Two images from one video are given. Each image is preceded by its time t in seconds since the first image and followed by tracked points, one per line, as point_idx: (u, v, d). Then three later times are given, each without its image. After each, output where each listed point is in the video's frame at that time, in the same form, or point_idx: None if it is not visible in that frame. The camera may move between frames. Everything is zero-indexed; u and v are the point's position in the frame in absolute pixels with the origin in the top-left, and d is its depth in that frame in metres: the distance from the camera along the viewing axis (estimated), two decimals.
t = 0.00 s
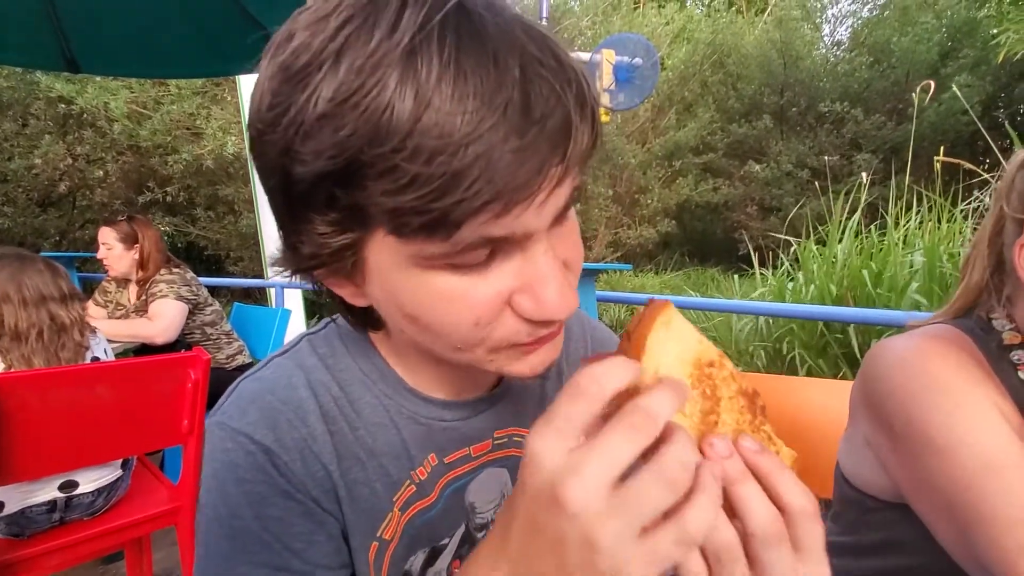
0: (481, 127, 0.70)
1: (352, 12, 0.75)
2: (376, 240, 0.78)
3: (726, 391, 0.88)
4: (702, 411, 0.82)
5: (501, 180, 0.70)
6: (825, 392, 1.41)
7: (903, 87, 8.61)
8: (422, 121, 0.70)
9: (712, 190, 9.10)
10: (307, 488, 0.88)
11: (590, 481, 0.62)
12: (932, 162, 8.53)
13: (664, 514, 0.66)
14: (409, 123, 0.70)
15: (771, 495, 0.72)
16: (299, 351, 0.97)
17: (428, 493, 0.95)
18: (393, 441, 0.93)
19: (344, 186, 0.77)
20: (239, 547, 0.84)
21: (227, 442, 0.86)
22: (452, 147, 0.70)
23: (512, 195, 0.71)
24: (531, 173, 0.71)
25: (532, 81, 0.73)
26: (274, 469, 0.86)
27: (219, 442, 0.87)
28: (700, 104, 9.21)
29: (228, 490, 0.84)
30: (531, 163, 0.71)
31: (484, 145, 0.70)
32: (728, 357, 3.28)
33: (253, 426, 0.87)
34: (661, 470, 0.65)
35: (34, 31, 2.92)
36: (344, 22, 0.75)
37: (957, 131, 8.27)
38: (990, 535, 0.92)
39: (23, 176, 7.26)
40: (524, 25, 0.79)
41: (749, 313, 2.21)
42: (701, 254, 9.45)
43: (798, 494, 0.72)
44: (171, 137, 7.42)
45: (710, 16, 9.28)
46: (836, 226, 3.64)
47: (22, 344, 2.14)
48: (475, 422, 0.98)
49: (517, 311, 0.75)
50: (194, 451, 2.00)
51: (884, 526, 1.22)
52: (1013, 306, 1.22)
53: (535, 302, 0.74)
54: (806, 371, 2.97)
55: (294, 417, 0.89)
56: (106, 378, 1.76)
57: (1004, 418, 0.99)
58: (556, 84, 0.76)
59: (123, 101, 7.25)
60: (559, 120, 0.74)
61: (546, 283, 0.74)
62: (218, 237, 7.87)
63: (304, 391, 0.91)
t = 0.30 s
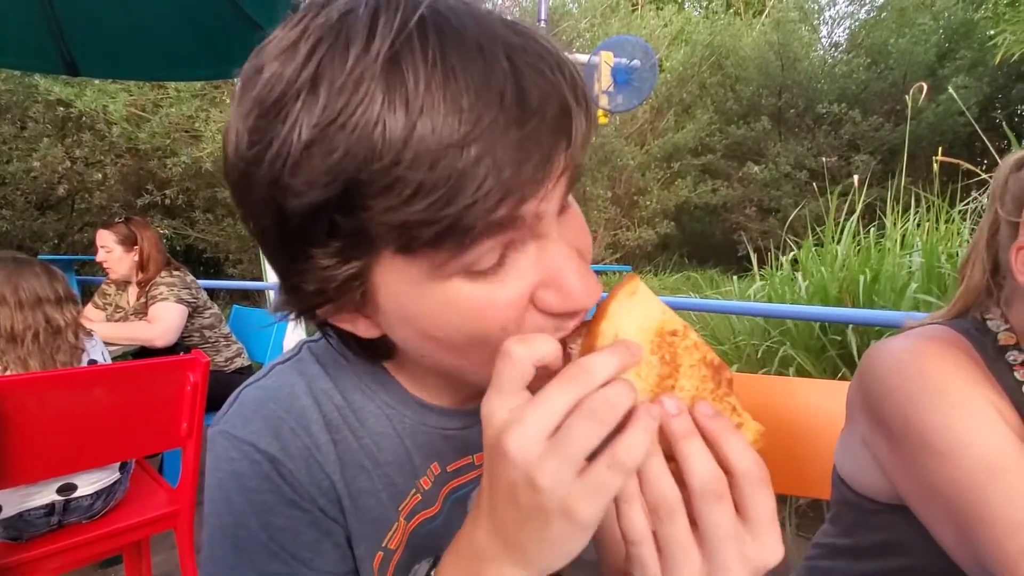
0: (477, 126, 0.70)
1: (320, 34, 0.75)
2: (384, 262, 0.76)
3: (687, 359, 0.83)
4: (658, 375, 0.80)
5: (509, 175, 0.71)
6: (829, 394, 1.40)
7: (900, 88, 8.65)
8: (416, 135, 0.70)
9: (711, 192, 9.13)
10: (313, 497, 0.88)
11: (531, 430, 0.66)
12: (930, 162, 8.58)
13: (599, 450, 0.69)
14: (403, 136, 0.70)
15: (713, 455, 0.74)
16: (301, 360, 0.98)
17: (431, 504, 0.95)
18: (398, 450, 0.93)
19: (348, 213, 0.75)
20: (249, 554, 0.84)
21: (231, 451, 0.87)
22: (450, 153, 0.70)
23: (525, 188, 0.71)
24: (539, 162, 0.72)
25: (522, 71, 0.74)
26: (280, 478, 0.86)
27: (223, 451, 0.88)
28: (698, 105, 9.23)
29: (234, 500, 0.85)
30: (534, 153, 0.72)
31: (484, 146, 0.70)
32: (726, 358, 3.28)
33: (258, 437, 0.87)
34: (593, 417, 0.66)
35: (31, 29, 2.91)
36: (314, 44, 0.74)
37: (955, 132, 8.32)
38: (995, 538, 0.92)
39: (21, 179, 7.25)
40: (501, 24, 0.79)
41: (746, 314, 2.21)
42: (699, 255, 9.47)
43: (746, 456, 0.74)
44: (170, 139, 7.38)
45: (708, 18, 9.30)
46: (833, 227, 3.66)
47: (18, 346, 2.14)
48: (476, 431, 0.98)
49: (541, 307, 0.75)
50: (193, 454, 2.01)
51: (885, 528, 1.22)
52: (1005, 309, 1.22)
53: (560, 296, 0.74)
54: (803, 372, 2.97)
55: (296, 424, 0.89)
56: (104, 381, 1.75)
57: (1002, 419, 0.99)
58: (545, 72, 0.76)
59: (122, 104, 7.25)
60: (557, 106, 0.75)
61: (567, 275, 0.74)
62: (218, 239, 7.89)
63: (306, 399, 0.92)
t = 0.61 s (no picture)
0: (503, 177, 0.68)
1: (321, 68, 0.69)
2: (397, 304, 0.75)
3: (688, 359, 0.86)
4: (655, 375, 0.83)
5: (536, 225, 0.70)
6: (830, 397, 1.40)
7: (899, 89, 8.66)
8: (436, 185, 0.67)
9: (710, 192, 9.16)
10: (316, 512, 0.88)
11: (520, 437, 0.69)
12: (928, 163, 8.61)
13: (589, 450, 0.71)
14: (423, 188, 0.67)
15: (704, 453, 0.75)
16: (300, 371, 0.97)
17: (435, 513, 0.95)
18: (399, 462, 0.92)
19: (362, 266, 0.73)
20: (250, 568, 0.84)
21: (231, 463, 0.87)
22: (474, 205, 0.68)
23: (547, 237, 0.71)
24: (560, 209, 0.72)
25: (541, 111, 0.71)
26: (281, 491, 0.86)
27: (223, 464, 0.88)
28: (697, 106, 9.25)
29: (238, 518, 0.85)
30: (560, 208, 0.72)
31: (509, 199, 0.69)
32: (725, 357, 3.29)
33: (260, 452, 0.87)
34: (578, 415, 0.69)
35: (30, 28, 2.89)
36: (314, 83, 0.69)
37: (954, 132, 8.34)
38: (994, 541, 0.92)
39: (21, 180, 7.25)
40: (511, 51, 0.74)
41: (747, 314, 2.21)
42: (699, 256, 9.48)
43: (740, 457, 0.74)
44: (169, 140, 7.33)
45: (707, 19, 9.32)
46: (830, 227, 3.68)
47: (16, 347, 2.13)
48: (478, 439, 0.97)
49: (556, 332, 0.75)
50: (193, 456, 2.01)
51: (885, 531, 1.22)
52: (1003, 309, 1.23)
53: (576, 321, 0.75)
54: (802, 372, 2.97)
55: (297, 437, 0.89)
56: (103, 382, 1.75)
57: (996, 417, 1.00)
58: (562, 106, 0.73)
59: (122, 104, 7.25)
60: (579, 145, 0.74)
61: (586, 305, 0.75)
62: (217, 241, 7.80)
63: (306, 410, 0.92)
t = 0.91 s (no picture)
0: (486, 168, 0.67)
1: (307, 55, 0.69)
2: (384, 297, 0.75)
3: (711, 380, 0.86)
4: (678, 397, 0.83)
5: (520, 219, 0.69)
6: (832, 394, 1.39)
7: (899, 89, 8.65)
8: (415, 173, 0.66)
9: (710, 192, 9.16)
10: (319, 515, 0.88)
11: (536, 467, 0.66)
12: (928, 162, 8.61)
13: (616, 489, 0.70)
14: (402, 177, 0.66)
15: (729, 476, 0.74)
16: (304, 370, 0.97)
17: (440, 516, 0.95)
18: (403, 465, 0.92)
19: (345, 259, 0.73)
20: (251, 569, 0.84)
21: (235, 465, 0.87)
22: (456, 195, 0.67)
23: (534, 232, 0.70)
24: (547, 201, 0.70)
25: (527, 99, 0.69)
26: (284, 493, 0.86)
27: (226, 465, 0.88)
28: (697, 106, 9.24)
29: (240, 520, 0.85)
30: (549, 200, 0.70)
31: (490, 190, 0.67)
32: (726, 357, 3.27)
33: (264, 453, 0.87)
34: (600, 459, 0.67)
35: (30, 28, 2.89)
36: (299, 70, 0.69)
37: (953, 132, 8.35)
38: (994, 542, 0.92)
39: (19, 180, 7.23)
40: (500, 36, 0.73)
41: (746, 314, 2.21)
42: (698, 256, 9.47)
43: (768, 488, 0.74)
44: (168, 139, 7.33)
45: (706, 18, 9.32)
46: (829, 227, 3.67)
47: (12, 346, 2.13)
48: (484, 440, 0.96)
49: (554, 334, 0.75)
50: (192, 455, 2.00)
51: (885, 531, 1.22)
52: (1001, 311, 1.22)
53: (573, 323, 0.75)
54: (801, 372, 2.96)
55: (302, 438, 0.89)
56: (103, 382, 1.74)
57: (994, 414, 1.00)
58: (553, 95, 0.72)
59: (120, 103, 7.23)
60: (568, 136, 0.72)
61: (582, 305, 0.74)
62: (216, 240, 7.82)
63: (311, 410, 0.91)
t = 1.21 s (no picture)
0: (419, 123, 0.69)
1: (295, 25, 0.77)
2: (348, 259, 0.78)
3: (773, 440, 0.80)
4: (745, 466, 0.75)
5: (454, 178, 0.69)
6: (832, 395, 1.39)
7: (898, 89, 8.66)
8: (361, 127, 0.69)
9: (709, 192, 9.17)
10: (318, 514, 0.88)
11: None
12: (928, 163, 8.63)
13: None
14: (349, 129, 0.70)
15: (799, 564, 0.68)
16: (308, 366, 0.98)
17: (440, 516, 0.95)
18: (405, 463, 0.93)
19: (301, 209, 0.78)
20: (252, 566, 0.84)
21: (236, 463, 0.87)
22: (390, 148, 0.69)
23: (468, 194, 0.69)
24: (485, 162, 0.70)
25: (478, 67, 0.73)
26: (284, 492, 0.86)
27: (227, 463, 0.87)
28: (697, 106, 9.24)
29: (240, 518, 0.85)
30: (483, 161, 0.70)
31: (428, 144, 0.69)
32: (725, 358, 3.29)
33: (261, 447, 0.87)
34: None
35: (30, 28, 2.88)
36: (283, 41, 0.76)
37: (952, 133, 8.38)
38: (993, 542, 0.92)
39: (18, 179, 7.23)
40: (462, 13, 0.77)
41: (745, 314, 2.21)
42: (698, 256, 9.50)
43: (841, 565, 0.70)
44: (168, 139, 7.33)
45: (706, 19, 9.30)
46: (828, 227, 3.67)
47: (10, 345, 2.13)
48: (486, 440, 0.97)
49: (516, 327, 0.72)
50: (191, 454, 2.01)
51: (883, 532, 1.22)
52: (998, 313, 1.22)
53: (536, 318, 0.71)
54: (799, 371, 2.99)
55: (303, 436, 0.89)
56: (102, 382, 1.74)
57: (991, 416, 1.00)
58: (506, 68, 0.74)
59: (120, 103, 7.21)
60: (511, 105, 0.72)
61: (541, 291, 0.71)
62: (215, 240, 7.82)
63: (312, 407, 0.92)
